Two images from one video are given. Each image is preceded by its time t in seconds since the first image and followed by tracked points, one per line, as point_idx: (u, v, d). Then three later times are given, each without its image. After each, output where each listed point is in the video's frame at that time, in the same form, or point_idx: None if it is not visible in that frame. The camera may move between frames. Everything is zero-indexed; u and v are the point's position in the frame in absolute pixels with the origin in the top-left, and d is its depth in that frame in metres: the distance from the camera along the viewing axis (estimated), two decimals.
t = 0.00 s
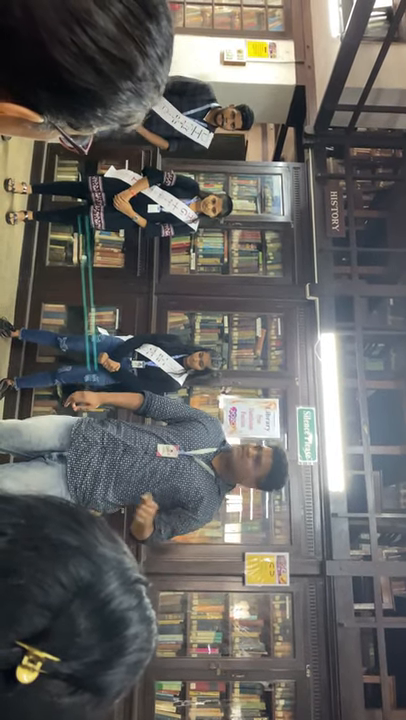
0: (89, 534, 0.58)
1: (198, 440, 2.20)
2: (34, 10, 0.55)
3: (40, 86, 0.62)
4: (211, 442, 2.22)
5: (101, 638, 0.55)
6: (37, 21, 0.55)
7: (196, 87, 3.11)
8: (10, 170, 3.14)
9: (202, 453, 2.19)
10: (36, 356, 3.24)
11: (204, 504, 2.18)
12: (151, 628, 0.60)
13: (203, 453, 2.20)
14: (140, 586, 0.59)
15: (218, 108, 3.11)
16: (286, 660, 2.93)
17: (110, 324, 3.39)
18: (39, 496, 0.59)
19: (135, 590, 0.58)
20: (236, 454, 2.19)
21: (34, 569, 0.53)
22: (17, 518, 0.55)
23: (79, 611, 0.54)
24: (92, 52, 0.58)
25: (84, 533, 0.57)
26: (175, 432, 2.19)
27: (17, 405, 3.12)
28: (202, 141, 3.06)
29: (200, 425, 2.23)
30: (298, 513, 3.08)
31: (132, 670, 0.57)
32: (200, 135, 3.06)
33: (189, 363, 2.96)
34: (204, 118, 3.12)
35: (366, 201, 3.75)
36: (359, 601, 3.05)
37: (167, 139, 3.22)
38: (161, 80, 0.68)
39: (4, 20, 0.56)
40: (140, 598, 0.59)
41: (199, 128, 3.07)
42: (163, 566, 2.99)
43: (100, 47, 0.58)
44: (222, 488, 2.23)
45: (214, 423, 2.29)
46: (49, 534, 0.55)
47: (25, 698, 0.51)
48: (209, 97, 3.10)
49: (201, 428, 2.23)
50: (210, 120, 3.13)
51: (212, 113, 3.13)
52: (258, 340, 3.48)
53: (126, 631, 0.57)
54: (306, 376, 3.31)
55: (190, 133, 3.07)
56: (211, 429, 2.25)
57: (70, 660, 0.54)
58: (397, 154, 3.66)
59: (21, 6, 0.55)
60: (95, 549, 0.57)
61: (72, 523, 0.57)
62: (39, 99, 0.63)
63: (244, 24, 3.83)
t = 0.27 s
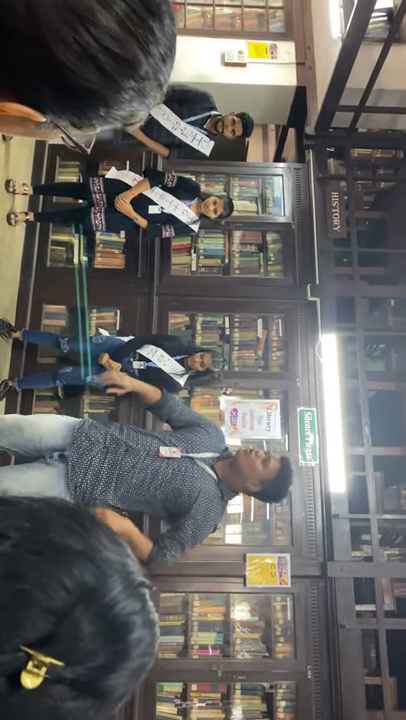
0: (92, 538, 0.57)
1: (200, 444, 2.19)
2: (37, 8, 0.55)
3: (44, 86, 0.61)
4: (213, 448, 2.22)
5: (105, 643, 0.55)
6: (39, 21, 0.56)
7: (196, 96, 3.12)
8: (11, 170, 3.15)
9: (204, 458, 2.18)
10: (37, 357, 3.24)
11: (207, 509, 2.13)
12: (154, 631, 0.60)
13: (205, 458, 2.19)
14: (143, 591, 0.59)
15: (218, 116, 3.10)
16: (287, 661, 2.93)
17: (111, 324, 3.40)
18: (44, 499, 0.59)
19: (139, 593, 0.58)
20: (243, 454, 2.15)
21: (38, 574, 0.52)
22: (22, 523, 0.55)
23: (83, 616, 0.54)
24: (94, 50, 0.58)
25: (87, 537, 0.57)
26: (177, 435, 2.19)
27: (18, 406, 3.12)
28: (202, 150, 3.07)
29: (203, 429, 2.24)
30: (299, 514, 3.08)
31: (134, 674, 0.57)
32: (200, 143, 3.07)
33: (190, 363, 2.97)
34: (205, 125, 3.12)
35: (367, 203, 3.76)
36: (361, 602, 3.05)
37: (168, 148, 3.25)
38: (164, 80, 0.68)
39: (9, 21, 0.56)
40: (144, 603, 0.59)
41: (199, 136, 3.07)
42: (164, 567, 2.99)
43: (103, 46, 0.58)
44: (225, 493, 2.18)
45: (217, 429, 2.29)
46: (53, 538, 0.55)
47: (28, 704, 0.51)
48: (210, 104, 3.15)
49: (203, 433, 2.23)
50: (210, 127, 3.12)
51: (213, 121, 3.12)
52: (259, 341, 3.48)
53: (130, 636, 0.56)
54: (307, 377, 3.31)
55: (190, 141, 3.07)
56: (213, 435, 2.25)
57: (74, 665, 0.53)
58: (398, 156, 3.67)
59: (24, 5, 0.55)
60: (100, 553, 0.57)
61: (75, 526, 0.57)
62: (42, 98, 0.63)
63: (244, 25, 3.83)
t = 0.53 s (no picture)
0: (93, 545, 0.57)
1: (205, 450, 2.22)
2: (37, 9, 0.55)
3: (43, 87, 0.61)
4: (216, 454, 2.25)
5: (108, 655, 0.55)
6: (40, 22, 0.56)
7: (197, 98, 3.09)
8: (12, 170, 3.15)
9: (207, 462, 2.19)
10: (38, 357, 3.24)
11: (211, 514, 2.10)
12: (157, 641, 0.60)
13: (208, 463, 2.20)
14: (146, 600, 0.60)
15: (218, 117, 3.13)
16: (288, 661, 2.93)
17: (112, 325, 3.40)
18: (47, 507, 0.59)
19: (142, 603, 0.59)
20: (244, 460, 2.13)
21: (41, 590, 0.52)
22: (25, 535, 0.54)
23: (86, 631, 0.54)
24: (95, 53, 0.58)
25: (89, 544, 0.57)
26: (181, 440, 2.22)
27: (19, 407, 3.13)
28: (204, 151, 3.09)
29: (208, 437, 2.27)
30: (300, 515, 3.08)
31: (136, 683, 0.58)
32: (201, 144, 3.08)
33: (191, 364, 2.91)
34: (206, 126, 3.14)
35: (368, 203, 3.77)
36: (362, 603, 3.05)
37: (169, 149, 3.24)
38: (165, 81, 0.68)
39: (10, 24, 0.56)
40: (147, 613, 0.59)
41: (200, 137, 3.09)
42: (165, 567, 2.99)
43: (103, 48, 0.58)
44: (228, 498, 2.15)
45: (221, 436, 2.31)
46: (55, 550, 0.55)
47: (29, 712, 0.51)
48: (210, 106, 3.12)
49: (207, 439, 2.26)
50: (211, 128, 3.14)
51: (213, 122, 3.14)
52: (260, 341, 3.48)
53: (132, 648, 0.57)
54: (308, 377, 3.31)
55: (191, 142, 3.08)
56: (216, 441, 2.28)
57: (76, 679, 0.54)
58: (399, 157, 3.67)
59: (25, 6, 0.55)
60: (103, 563, 0.57)
61: (77, 534, 0.57)
62: (42, 99, 0.63)
63: (245, 26, 3.84)
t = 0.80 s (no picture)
0: (95, 551, 0.57)
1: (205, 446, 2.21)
2: (37, 12, 0.55)
3: (43, 90, 0.61)
4: (216, 452, 2.23)
5: (110, 661, 0.55)
6: (39, 24, 0.55)
7: (199, 95, 3.11)
8: (13, 170, 3.15)
9: (207, 460, 2.18)
10: (39, 357, 3.24)
11: (209, 514, 2.11)
12: (157, 644, 0.60)
13: (208, 461, 2.19)
14: (148, 604, 0.60)
15: (220, 116, 3.10)
16: (288, 662, 2.93)
17: (113, 325, 3.40)
18: (50, 511, 0.58)
19: (144, 608, 0.59)
20: (244, 461, 2.15)
21: (44, 594, 0.52)
22: (28, 539, 0.54)
23: (89, 635, 0.54)
24: (95, 55, 0.58)
25: (91, 550, 0.57)
26: (181, 438, 2.21)
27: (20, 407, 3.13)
28: (205, 149, 3.08)
29: (208, 432, 2.25)
30: (301, 515, 3.08)
31: (137, 686, 0.58)
32: (202, 142, 3.08)
33: (191, 364, 2.91)
34: (207, 125, 3.12)
35: (369, 204, 3.77)
36: (363, 603, 3.04)
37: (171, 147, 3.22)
38: (166, 84, 0.68)
39: (10, 26, 0.56)
40: (149, 618, 0.59)
41: (201, 136, 3.07)
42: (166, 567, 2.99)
43: (103, 51, 0.58)
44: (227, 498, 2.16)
45: (221, 433, 2.29)
46: (59, 556, 0.54)
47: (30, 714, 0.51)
48: (212, 103, 3.14)
49: (207, 436, 2.25)
50: (213, 127, 3.13)
51: (215, 121, 3.12)
52: (261, 341, 3.48)
53: (134, 652, 0.57)
54: (308, 377, 3.31)
55: (193, 141, 3.07)
56: (216, 438, 2.26)
57: (79, 683, 0.54)
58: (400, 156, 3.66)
59: (25, 9, 0.55)
60: (105, 568, 0.57)
61: (79, 538, 0.57)
62: (41, 102, 0.63)
63: (246, 27, 3.83)
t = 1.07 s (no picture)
0: (99, 554, 0.57)
1: (205, 446, 2.21)
2: (37, 12, 0.55)
3: (43, 90, 0.61)
4: (216, 452, 2.22)
5: (111, 663, 0.55)
6: (39, 24, 0.55)
7: (199, 95, 3.09)
8: (13, 170, 3.15)
9: (208, 461, 2.17)
10: (39, 357, 3.24)
11: (210, 514, 2.11)
12: (158, 647, 0.60)
13: (209, 462, 2.18)
14: (149, 607, 0.60)
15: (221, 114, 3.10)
16: (289, 662, 2.93)
17: (113, 325, 3.40)
18: (52, 512, 0.58)
19: (145, 610, 0.59)
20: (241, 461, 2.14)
21: (46, 595, 0.52)
22: (31, 541, 0.54)
23: (91, 635, 0.54)
24: (94, 55, 0.58)
25: (94, 552, 0.57)
26: (181, 438, 2.21)
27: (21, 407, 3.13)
28: (206, 148, 3.12)
29: (206, 432, 2.26)
30: (301, 515, 3.08)
31: (138, 689, 0.58)
32: (203, 141, 3.11)
33: (192, 363, 2.94)
34: (208, 124, 3.12)
35: (369, 204, 3.77)
36: (363, 604, 3.04)
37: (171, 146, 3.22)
38: (166, 84, 0.68)
39: (11, 26, 0.56)
40: (150, 620, 0.59)
41: (202, 135, 3.10)
42: (167, 567, 3.00)
43: (103, 50, 0.58)
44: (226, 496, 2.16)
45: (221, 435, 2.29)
46: (62, 557, 0.55)
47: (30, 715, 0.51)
48: (213, 102, 3.11)
49: (207, 437, 2.24)
50: (214, 126, 3.12)
51: (216, 119, 3.12)
52: (261, 341, 3.48)
53: (135, 655, 0.57)
54: (309, 377, 3.31)
55: (194, 140, 3.10)
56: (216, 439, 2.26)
57: (80, 684, 0.53)
58: (400, 156, 3.66)
59: (24, 9, 0.55)
60: (107, 570, 0.57)
61: (82, 540, 0.57)
62: (42, 103, 0.63)
63: (246, 26, 3.83)
